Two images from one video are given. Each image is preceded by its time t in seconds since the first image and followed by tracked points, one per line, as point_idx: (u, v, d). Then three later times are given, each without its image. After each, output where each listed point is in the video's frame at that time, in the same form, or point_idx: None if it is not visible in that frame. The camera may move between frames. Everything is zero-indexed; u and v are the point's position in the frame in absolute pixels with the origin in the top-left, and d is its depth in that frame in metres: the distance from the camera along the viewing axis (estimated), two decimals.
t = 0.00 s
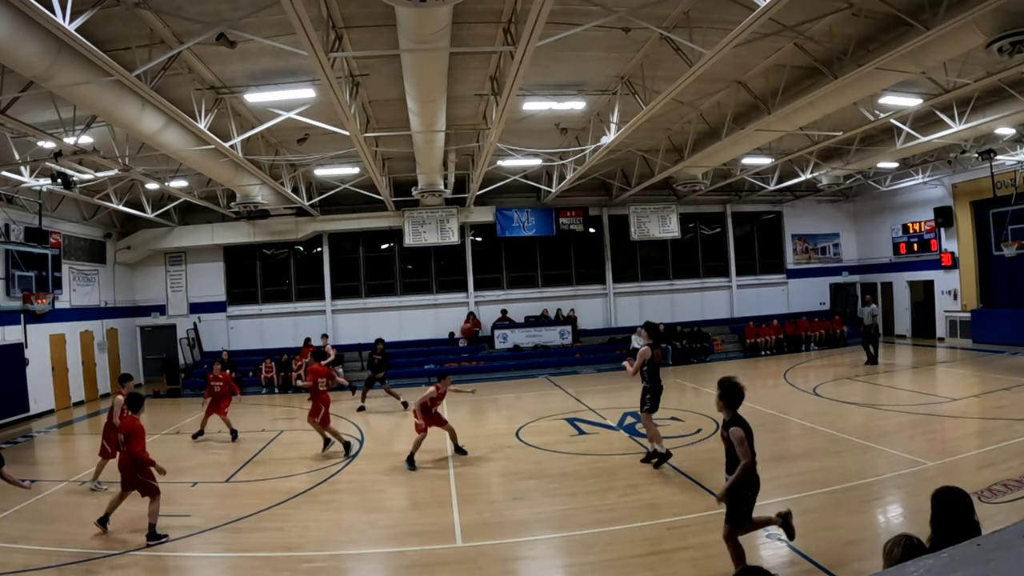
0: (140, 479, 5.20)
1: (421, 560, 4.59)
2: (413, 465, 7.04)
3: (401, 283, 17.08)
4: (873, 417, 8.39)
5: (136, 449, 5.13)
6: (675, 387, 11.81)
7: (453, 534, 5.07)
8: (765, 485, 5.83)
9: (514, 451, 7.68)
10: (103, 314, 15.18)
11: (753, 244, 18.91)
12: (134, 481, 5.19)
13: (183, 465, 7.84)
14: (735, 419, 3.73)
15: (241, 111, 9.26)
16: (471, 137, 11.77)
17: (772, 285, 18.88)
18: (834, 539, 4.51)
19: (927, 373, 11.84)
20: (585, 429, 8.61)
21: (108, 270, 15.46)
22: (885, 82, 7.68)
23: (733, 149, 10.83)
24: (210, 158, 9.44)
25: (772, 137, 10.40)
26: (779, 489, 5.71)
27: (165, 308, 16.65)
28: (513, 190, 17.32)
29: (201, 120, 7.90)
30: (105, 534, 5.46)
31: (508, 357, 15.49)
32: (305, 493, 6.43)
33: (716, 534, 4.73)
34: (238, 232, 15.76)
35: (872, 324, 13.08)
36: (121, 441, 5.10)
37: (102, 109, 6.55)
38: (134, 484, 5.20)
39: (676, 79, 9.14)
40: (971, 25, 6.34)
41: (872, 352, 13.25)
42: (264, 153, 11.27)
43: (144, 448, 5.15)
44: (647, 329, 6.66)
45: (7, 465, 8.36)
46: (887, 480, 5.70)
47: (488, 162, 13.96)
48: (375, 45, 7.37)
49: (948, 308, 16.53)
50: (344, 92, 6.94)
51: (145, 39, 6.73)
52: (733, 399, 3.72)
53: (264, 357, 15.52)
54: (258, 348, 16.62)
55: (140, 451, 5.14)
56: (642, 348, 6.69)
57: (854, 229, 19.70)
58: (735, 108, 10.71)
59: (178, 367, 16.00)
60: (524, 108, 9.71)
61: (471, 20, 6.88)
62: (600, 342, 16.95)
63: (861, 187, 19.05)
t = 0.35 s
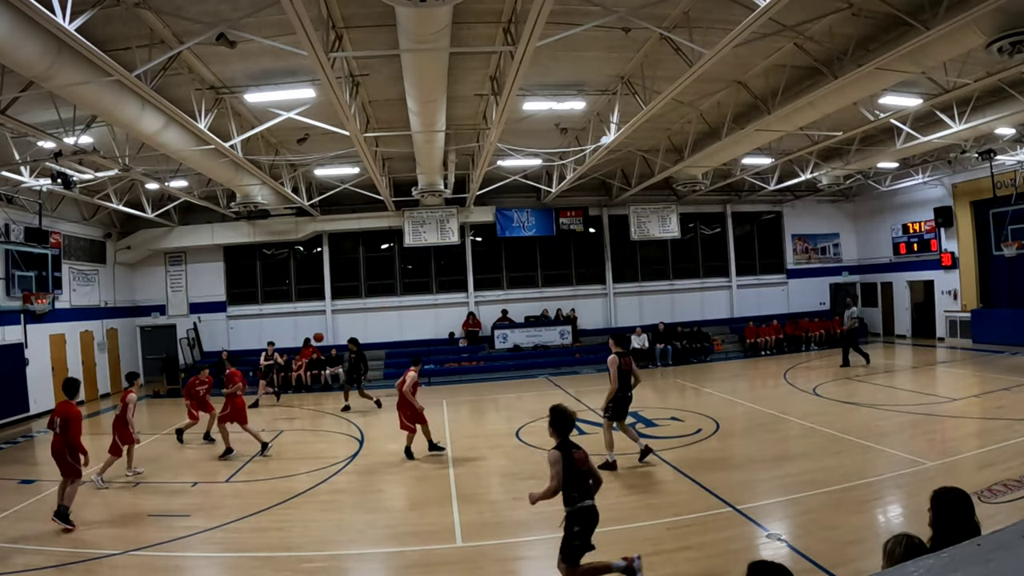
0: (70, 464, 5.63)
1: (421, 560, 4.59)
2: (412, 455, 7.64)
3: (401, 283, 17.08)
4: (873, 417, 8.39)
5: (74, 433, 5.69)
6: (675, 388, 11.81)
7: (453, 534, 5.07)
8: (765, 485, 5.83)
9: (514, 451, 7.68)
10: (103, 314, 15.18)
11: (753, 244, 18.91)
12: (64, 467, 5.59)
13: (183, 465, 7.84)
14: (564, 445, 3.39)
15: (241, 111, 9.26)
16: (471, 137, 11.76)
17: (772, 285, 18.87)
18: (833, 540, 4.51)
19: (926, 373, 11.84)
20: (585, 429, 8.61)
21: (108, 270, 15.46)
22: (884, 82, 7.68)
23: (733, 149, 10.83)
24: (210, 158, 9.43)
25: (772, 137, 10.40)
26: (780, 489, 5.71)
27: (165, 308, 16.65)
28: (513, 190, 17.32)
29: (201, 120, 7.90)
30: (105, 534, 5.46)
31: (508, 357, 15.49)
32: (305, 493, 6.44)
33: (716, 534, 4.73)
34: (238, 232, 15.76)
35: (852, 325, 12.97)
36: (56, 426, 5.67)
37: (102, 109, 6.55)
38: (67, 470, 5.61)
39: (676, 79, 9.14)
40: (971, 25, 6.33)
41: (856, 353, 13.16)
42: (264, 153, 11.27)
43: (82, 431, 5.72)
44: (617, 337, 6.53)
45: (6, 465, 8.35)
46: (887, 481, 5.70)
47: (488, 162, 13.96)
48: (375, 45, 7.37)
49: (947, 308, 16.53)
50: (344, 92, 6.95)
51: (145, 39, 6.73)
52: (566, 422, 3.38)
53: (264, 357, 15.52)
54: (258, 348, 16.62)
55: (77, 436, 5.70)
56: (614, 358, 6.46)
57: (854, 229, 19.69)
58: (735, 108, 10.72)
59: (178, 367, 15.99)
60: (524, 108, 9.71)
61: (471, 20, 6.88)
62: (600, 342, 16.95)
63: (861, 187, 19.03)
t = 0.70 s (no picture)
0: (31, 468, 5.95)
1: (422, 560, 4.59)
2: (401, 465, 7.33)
3: (401, 283, 17.08)
4: (873, 417, 8.38)
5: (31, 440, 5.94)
6: (675, 388, 11.81)
7: (453, 534, 5.08)
8: (766, 485, 5.83)
9: (514, 451, 7.67)
10: (103, 314, 15.18)
11: (753, 244, 18.91)
12: (23, 472, 5.89)
13: (182, 464, 7.84)
14: (392, 441, 3.75)
15: (241, 111, 9.26)
16: (471, 136, 11.75)
17: (772, 285, 18.87)
18: (834, 540, 4.51)
19: (926, 373, 11.84)
20: (585, 430, 8.61)
21: (108, 270, 15.45)
22: (884, 82, 7.68)
23: (733, 149, 10.83)
24: (210, 158, 9.43)
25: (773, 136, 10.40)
26: (780, 489, 5.70)
27: (165, 308, 16.65)
28: (513, 190, 17.32)
29: (201, 120, 7.89)
30: (105, 534, 5.46)
31: (508, 357, 15.49)
32: (305, 492, 6.44)
33: (717, 534, 4.73)
34: (238, 232, 15.76)
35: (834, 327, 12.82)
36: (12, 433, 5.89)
37: (102, 109, 6.55)
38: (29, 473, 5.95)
39: (675, 79, 9.15)
40: (971, 25, 6.33)
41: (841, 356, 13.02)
42: (264, 152, 11.27)
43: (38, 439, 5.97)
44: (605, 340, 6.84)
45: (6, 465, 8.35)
46: (887, 481, 5.70)
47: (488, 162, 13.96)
48: (374, 46, 7.37)
49: (947, 308, 16.53)
50: (344, 92, 6.95)
51: (145, 39, 6.73)
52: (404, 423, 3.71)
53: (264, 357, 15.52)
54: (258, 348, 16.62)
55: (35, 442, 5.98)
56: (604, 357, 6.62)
57: (854, 229, 19.68)
58: (735, 108, 10.72)
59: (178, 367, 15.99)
60: (523, 108, 9.71)
61: (471, 20, 6.88)
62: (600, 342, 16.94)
63: (861, 187, 19.03)
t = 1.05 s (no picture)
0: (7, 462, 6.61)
1: (422, 560, 4.59)
2: (394, 464, 7.34)
3: (401, 283, 17.08)
4: (873, 417, 8.39)
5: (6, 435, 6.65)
6: (675, 388, 11.82)
7: (453, 534, 5.08)
8: (766, 485, 5.83)
9: (514, 451, 7.67)
10: (103, 314, 15.18)
11: (753, 244, 18.91)
12: None
13: (182, 464, 7.85)
14: (291, 416, 4.66)
15: (241, 111, 9.26)
16: (471, 137, 11.75)
17: (772, 285, 18.87)
18: (833, 539, 4.51)
19: (926, 373, 11.84)
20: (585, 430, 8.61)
21: (108, 270, 15.45)
22: (884, 82, 7.68)
23: (734, 149, 10.83)
24: (210, 158, 9.43)
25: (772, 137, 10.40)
26: (780, 489, 5.70)
27: (165, 308, 16.65)
28: (513, 190, 17.32)
29: (201, 120, 7.89)
30: (105, 534, 5.46)
31: (508, 357, 15.50)
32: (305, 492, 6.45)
33: (717, 534, 4.73)
34: (238, 232, 15.76)
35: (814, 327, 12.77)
36: None
37: (102, 109, 6.55)
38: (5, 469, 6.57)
39: (675, 79, 9.15)
40: (971, 25, 6.32)
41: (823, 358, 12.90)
42: (264, 152, 11.27)
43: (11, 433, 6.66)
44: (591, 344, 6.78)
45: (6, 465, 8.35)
46: (887, 481, 5.70)
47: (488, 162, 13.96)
48: (374, 46, 7.37)
49: (947, 308, 16.53)
50: (344, 92, 6.96)
51: (145, 38, 6.73)
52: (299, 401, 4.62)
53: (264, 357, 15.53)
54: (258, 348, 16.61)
55: (10, 439, 6.71)
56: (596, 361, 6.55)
57: (854, 229, 19.68)
58: (735, 108, 10.72)
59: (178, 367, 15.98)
60: (523, 108, 9.71)
61: (471, 21, 6.88)
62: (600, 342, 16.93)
63: (861, 187, 19.02)
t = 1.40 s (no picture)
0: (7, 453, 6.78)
1: (422, 560, 4.58)
2: (397, 463, 7.39)
3: (401, 283, 17.08)
4: (873, 417, 8.39)
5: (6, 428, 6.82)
6: (675, 387, 11.82)
7: (453, 534, 5.07)
8: (766, 485, 5.83)
9: (514, 451, 7.68)
10: (103, 314, 15.19)
11: (753, 244, 18.91)
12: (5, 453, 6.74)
13: (181, 466, 7.78)
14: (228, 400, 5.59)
15: (241, 111, 9.26)
16: (471, 137, 11.75)
17: (772, 285, 18.87)
18: (833, 539, 4.52)
19: (926, 373, 11.84)
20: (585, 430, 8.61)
21: (108, 270, 15.45)
22: (884, 82, 7.68)
23: (734, 149, 10.83)
24: (210, 158, 9.43)
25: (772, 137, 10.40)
26: (780, 489, 5.71)
27: (165, 308, 16.65)
28: (513, 190, 17.32)
29: (201, 120, 7.89)
30: (105, 534, 5.46)
31: (508, 358, 15.50)
32: (305, 492, 6.45)
33: (717, 534, 4.73)
34: (238, 232, 15.76)
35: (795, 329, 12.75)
36: None
37: (102, 110, 6.55)
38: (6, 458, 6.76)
39: (675, 79, 9.15)
40: (971, 25, 6.31)
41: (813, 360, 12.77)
42: (264, 152, 11.26)
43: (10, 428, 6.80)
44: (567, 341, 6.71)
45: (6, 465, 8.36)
46: (887, 482, 5.70)
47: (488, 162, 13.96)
48: (374, 46, 7.36)
49: (947, 308, 16.53)
50: (344, 92, 6.96)
51: (145, 39, 6.73)
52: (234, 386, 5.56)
53: (264, 357, 15.53)
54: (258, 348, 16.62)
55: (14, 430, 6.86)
56: (570, 359, 6.55)
57: (854, 229, 19.68)
58: (735, 108, 10.73)
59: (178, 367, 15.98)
60: (524, 108, 9.72)
61: (471, 20, 6.88)
62: (600, 342, 16.92)
63: (861, 187, 19.02)
